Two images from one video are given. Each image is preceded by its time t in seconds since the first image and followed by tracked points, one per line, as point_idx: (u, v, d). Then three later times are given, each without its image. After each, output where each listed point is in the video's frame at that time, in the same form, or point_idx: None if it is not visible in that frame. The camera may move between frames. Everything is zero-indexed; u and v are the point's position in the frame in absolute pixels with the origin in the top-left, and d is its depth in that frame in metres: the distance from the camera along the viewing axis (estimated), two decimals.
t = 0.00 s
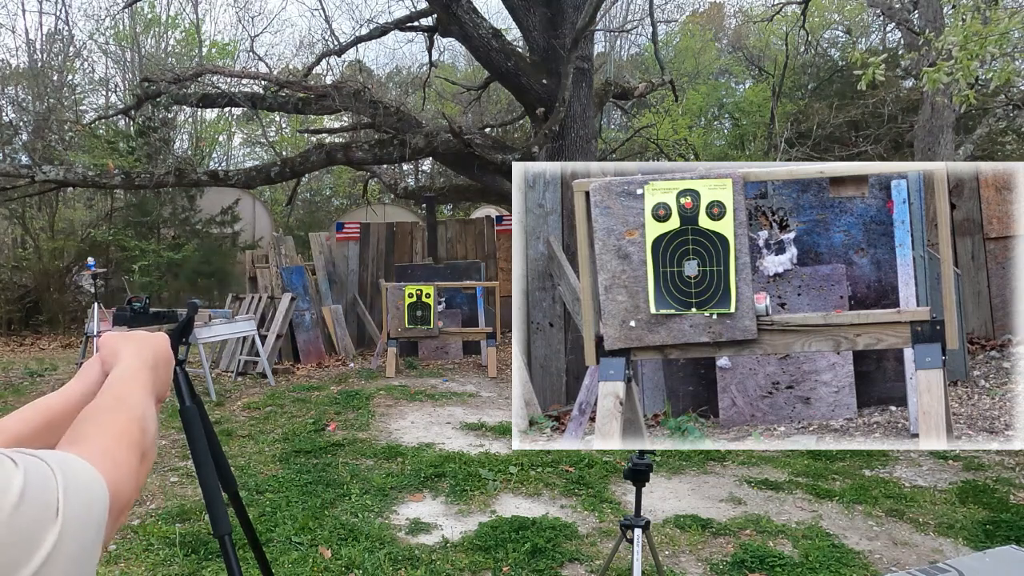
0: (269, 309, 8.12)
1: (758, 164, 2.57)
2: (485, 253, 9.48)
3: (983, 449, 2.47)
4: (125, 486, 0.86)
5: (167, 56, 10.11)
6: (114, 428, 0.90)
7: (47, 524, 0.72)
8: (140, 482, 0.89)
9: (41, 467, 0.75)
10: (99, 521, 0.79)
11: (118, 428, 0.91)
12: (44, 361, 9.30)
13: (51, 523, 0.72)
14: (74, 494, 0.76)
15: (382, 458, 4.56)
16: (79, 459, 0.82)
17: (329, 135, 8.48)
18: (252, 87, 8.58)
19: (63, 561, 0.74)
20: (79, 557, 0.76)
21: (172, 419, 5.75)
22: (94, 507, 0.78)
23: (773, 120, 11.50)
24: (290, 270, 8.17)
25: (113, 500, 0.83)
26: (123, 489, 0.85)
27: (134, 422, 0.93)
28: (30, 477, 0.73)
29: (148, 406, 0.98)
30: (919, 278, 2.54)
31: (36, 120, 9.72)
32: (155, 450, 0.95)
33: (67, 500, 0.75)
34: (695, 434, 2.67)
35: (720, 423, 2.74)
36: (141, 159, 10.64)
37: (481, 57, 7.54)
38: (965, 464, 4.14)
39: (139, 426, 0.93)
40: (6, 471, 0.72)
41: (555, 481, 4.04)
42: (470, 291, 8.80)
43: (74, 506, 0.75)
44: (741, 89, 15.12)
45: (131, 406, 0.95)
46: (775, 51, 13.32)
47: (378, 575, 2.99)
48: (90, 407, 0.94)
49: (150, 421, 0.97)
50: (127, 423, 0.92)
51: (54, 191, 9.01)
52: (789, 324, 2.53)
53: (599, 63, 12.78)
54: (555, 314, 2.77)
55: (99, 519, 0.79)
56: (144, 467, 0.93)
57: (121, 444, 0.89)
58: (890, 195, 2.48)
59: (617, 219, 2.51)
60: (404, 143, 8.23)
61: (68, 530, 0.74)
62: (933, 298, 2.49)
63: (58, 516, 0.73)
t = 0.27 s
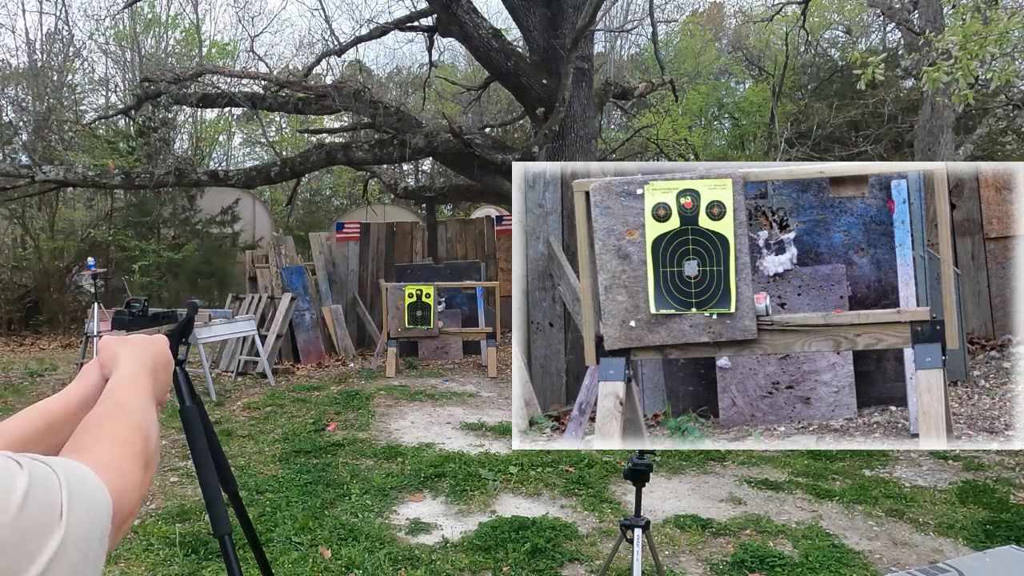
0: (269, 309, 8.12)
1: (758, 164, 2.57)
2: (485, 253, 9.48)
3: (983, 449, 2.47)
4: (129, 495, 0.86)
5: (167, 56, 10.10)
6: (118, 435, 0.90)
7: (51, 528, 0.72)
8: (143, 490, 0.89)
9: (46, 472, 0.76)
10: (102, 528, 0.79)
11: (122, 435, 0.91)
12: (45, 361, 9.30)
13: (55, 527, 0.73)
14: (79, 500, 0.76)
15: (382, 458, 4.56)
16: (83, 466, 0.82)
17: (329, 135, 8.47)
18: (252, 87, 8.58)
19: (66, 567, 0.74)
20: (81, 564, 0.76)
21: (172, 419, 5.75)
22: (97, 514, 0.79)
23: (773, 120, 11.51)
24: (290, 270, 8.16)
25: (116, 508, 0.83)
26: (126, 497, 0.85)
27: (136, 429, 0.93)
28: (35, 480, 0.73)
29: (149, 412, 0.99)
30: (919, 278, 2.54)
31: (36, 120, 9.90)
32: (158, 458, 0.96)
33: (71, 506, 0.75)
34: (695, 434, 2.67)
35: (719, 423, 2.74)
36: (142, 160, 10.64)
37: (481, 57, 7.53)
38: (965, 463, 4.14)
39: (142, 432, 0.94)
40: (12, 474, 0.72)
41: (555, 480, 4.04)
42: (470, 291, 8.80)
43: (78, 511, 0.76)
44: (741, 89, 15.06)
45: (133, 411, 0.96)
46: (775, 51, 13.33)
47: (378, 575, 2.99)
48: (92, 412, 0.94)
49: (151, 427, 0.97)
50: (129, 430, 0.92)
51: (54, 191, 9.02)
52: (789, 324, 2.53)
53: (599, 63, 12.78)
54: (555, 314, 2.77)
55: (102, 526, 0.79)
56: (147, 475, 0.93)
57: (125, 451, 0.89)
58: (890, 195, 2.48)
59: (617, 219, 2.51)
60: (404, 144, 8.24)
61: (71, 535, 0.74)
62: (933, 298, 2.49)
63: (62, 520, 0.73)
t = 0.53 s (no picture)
0: (269, 309, 8.12)
1: (758, 164, 2.57)
2: (485, 253, 9.49)
3: (983, 449, 2.47)
4: (134, 501, 0.86)
5: (167, 56, 10.09)
6: (123, 441, 0.91)
7: (54, 528, 0.73)
8: (148, 495, 0.90)
9: (50, 474, 0.76)
10: (105, 532, 0.80)
11: (127, 441, 0.91)
12: (45, 361, 9.30)
13: (58, 527, 0.74)
14: (81, 501, 0.77)
15: (382, 457, 4.56)
16: (88, 469, 0.83)
17: (329, 135, 8.47)
18: (252, 87, 8.58)
19: (68, 569, 0.75)
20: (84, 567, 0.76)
21: (172, 419, 5.74)
22: (101, 518, 0.79)
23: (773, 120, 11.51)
24: (290, 270, 8.16)
25: (120, 512, 0.83)
26: (131, 503, 0.86)
27: (142, 436, 0.94)
28: (38, 480, 0.74)
29: (152, 417, 0.99)
30: (919, 278, 2.54)
31: (35, 120, 9.88)
32: (162, 463, 0.96)
33: (74, 507, 0.76)
34: (695, 434, 2.67)
35: (719, 423, 2.74)
36: (142, 160, 10.63)
37: (481, 58, 7.53)
38: (965, 463, 4.14)
39: (145, 436, 0.94)
40: (15, 473, 0.73)
41: (555, 481, 4.04)
42: (470, 291, 8.80)
43: (81, 513, 0.77)
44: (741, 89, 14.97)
45: (135, 416, 0.96)
46: (775, 51, 13.33)
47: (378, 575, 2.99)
48: (95, 416, 0.95)
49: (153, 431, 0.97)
50: (133, 434, 0.93)
51: (54, 191, 9.02)
52: (789, 323, 2.53)
53: (599, 63, 12.78)
54: (555, 314, 2.77)
55: (105, 530, 0.80)
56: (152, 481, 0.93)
57: (130, 456, 0.90)
58: (890, 195, 2.48)
59: (617, 219, 2.51)
60: (404, 144, 8.24)
61: (73, 536, 0.75)
62: (932, 298, 2.49)
63: (65, 520, 0.74)
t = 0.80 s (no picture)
0: (269, 309, 8.12)
1: (758, 164, 2.56)
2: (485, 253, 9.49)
3: (983, 449, 2.47)
4: (144, 509, 0.88)
5: (167, 56, 10.09)
6: (129, 449, 0.92)
7: (65, 528, 0.76)
8: (157, 502, 0.91)
9: (60, 477, 0.79)
10: (114, 538, 0.81)
11: (133, 449, 0.92)
12: (44, 361, 9.30)
13: (69, 527, 0.76)
14: (91, 506, 0.80)
15: (382, 457, 4.56)
16: (97, 477, 0.85)
17: (329, 135, 8.47)
18: (252, 87, 8.58)
19: (80, 570, 0.77)
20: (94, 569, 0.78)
21: (172, 419, 5.75)
22: (110, 522, 0.81)
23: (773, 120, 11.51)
24: (290, 270, 8.16)
25: (129, 519, 0.85)
26: (141, 510, 0.87)
27: (149, 442, 0.95)
28: (48, 482, 0.77)
29: (157, 422, 1.00)
30: (919, 278, 2.53)
31: (35, 120, 9.83)
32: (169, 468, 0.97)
33: (84, 509, 0.78)
34: (695, 434, 2.67)
35: (719, 423, 2.74)
36: (142, 160, 10.63)
37: (481, 58, 7.53)
38: (965, 464, 4.14)
39: (152, 442, 0.95)
40: (26, 475, 0.75)
41: (555, 481, 4.04)
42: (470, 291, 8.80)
43: (91, 515, 0.79)
44: (741, 89, 15.01)
45: (141, 425, 0.97)
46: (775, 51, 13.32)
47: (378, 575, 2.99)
48: (101, 424, 0.96)
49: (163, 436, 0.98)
50: (140, 441, 0.94)
51: (53, 191, 9.02)
52: (789, 323, 2.53)
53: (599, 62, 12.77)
54: (555, 314, 2.77)
55: (114, 537, 0.82)
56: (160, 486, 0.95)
57: (138, 463, 0.91)
58: (890, 195, 2.48)
59: (617, 219, 2.51)
60: (404, 144, 8.24)
61: (84, 537, 0.78)
62: (933, 298, 2.49)
63: (76, 521, 0.77)
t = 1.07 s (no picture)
0: (269, 309, 8.13)
1: (758, 164, 2.56)
2: (485, 253, 9.49)
3: (983, 449, 2.47)
4: (155, 517, 0.88)
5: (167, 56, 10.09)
6: (137, 457, 0.92)
7: (76, 528, 0.76)
8: (167, 509, 0.91)
9: (73, 479, 0.80)
10: (124, 545, 0.81)
11: (141, 457, 0.93)
12: (44, 361, 9.30)
13: (80, 528, 0.77)
14: (102, 509, 0.80)
15: (382, 458, 4.56)
16: (109, 484, 0.85)
17: (329, 135, 8.47)
18: (252, 87, 8.58)
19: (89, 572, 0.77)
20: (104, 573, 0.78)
21: (172, 419, 5.75)
22: (120, 527, 0.82)
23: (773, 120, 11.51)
24: (291, 270, 8.16)
25: (141, 526, 0.85)
26: (152, 519, 0.88)
27: (157, 449, 0.95)
28: (61, 484, 0.77)
29: (162, 429, 1.00)
30: (919, 278, 2.53)
31: (35, 119, 9.61)
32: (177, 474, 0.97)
33: (95, 511, 0.79)
34: (695, 434, 2.67)
35: (720, 423, 2.74)
36: (141, 160, 10.63)
37: (481, 57, 7.53)
38: (965, 464, 4.14)
39: (160, 449, 0.96)
40: (39, 476, 0.76)
41: (555, 481, 4.04)
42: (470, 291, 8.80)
43: (102, 519, 0.79)
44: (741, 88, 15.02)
45: (148, 433, 0.97)
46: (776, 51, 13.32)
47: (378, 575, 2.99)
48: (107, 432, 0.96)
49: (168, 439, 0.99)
50: (147, 448, 0.94)
51: (53, 191, 9.01)
52: (789, 323, 2.52)
53: (599, 62, 12.76)
54: (555, 314, 2.77)
55: (124, 543, 0.81)
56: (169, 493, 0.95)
57: (146, 472, 0.91)
58: (890, 195, 2.48)
59: (617, 219, 2.51)
60: (404, 143, 8.24)
61: (94, 539, 0.78)
62: (933, 298, 2.49)
63: (86, 522, 0.77)
